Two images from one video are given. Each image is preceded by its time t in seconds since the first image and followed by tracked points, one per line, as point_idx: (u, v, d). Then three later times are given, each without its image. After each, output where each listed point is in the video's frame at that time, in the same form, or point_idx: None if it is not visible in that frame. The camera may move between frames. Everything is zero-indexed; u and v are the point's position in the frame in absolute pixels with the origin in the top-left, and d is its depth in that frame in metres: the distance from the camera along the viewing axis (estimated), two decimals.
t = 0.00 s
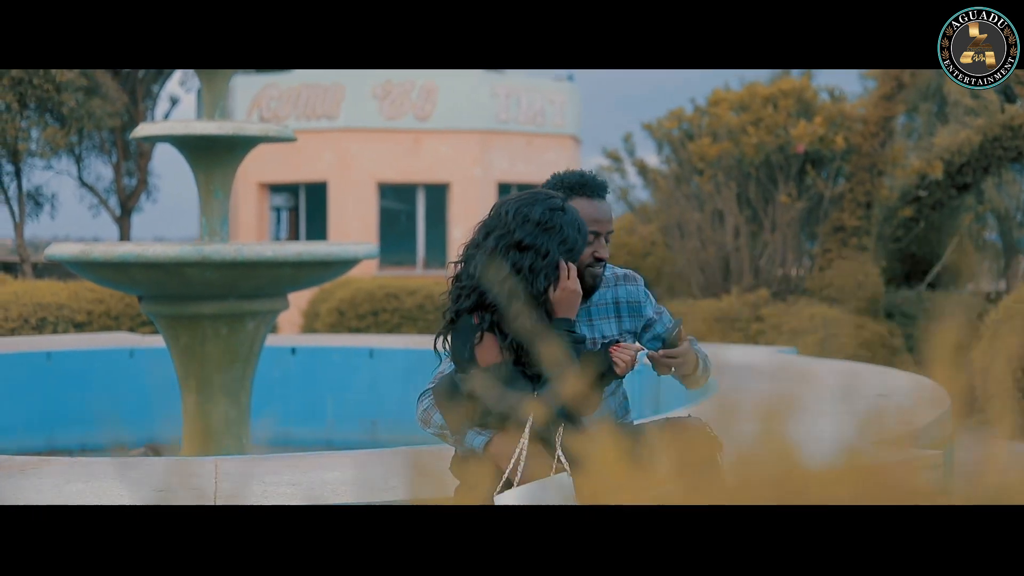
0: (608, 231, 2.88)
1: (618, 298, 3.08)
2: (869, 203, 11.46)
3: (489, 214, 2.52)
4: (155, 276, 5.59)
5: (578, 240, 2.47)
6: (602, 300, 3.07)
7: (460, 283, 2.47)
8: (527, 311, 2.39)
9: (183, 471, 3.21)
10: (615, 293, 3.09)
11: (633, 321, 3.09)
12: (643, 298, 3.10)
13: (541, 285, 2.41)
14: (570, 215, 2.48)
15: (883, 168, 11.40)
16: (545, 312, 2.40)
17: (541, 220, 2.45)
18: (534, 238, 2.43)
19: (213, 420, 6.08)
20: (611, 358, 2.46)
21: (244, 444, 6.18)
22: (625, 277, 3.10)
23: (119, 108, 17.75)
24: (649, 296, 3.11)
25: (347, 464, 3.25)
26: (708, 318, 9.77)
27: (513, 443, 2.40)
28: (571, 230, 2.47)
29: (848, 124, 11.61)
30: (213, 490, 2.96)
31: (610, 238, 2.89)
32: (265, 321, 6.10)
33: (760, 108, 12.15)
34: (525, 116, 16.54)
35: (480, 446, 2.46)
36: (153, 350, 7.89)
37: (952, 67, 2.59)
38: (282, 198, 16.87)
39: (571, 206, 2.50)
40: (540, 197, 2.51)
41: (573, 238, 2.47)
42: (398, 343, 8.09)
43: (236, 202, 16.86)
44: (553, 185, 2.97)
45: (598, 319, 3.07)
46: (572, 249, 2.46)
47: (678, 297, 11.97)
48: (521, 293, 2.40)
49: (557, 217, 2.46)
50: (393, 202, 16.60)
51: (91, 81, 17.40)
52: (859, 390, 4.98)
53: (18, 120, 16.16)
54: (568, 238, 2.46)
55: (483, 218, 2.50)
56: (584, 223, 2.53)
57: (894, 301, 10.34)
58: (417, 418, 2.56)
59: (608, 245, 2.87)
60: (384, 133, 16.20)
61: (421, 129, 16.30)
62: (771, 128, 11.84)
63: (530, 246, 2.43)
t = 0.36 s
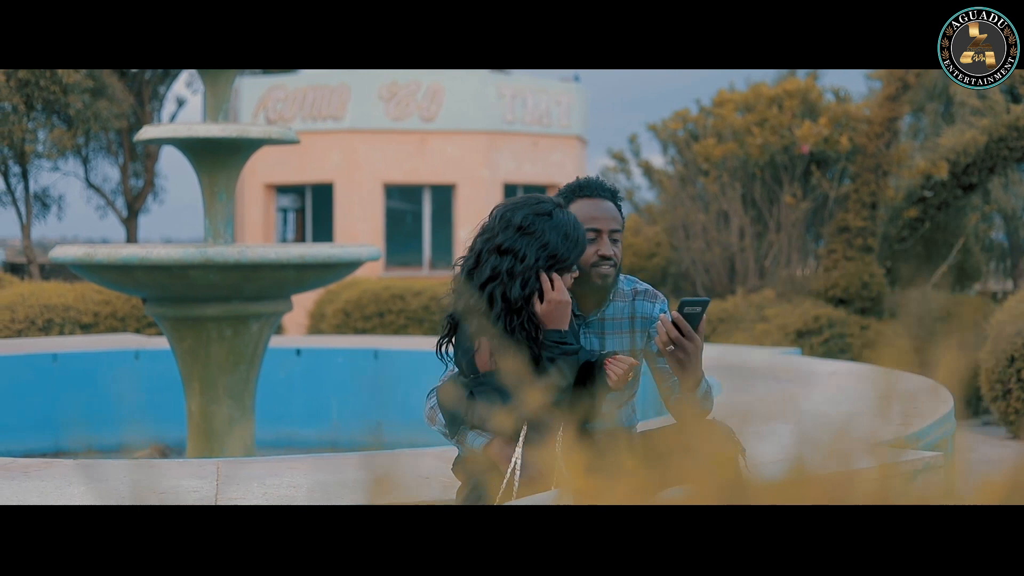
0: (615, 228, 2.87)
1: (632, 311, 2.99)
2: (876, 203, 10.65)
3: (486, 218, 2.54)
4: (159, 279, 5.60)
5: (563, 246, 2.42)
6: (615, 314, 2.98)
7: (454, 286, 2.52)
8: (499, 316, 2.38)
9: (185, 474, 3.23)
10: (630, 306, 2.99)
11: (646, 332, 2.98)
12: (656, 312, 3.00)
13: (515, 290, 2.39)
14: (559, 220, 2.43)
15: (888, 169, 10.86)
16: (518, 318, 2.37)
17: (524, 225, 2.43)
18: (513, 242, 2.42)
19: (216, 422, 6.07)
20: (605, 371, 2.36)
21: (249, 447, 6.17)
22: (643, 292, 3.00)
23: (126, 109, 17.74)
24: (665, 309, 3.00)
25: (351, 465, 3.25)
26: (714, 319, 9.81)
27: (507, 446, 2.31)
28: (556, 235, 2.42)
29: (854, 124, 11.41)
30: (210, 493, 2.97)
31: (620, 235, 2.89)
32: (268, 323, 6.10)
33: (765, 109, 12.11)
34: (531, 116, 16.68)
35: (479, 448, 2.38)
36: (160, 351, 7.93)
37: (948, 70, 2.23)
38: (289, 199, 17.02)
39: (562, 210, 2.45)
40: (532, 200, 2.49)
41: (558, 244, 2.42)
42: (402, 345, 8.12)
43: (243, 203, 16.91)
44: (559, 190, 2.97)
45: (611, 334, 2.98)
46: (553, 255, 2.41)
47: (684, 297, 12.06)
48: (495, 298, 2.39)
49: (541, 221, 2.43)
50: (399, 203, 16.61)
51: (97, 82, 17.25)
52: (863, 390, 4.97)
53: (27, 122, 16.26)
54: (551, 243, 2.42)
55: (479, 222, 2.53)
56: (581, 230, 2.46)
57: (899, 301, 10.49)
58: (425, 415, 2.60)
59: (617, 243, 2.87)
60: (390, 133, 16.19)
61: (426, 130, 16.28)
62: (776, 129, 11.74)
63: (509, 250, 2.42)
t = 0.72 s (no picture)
0: (635, 238, 2.84)
1: (645, 316, 2.96)
2: (882, 204, 11.13)
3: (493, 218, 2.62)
4: (165, 280, 5.62)
5: (541, 236, 2.41)
6: (627, 318, 2.96)
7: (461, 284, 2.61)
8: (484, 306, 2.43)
9: (187, 476, 3.21)
10: (642, 310, 2.97)
11: (658, 337, 2.96)
12: (670, 317, 2.97)
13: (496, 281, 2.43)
14: (539, 210, 2.44)
15: (895, 168, 11.17)
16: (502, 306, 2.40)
17: (508, 218, 2.48)
18: (495, 235, 2.47)
19: (221, 422, 6.08)
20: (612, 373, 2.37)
21: (254, 447, 6.18)
22: (657, 295, 2.98)
23: (134, 110, 17.78)
24: (678, 315, 2.97)
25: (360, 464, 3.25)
26: (719, 319, 9.79)
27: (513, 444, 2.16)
28: (535, 225, 2.43)
29: (860, 124, 11.49)
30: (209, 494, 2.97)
31: (639, 244, 2.86)
32: (273, 323, 6.11)
33: (771, 109, 12.12)
34: (538, 117, 16.66)
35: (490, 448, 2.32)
36: (165, 352, 7.94)
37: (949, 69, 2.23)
38: (296, 199, 16.96)
39: (546, 203, 2.46)
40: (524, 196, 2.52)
41: (537, 234, 2.42)
42: (408, 345, 8.14)
43: (250, 203, 16.96)
44: (582, 196, 2.94)
45: (624, 338, 2.96)
46: (532, 245, 2.42)
47: (690, 297, 12.08)
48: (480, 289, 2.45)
49: (523, 213, 2.46)
50: (407, 203, 16.61)
51: (105, 82, 17.10)
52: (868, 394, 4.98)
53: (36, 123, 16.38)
54: (530, 233, 2.42)
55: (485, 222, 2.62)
56: (567, 220, 2.44)
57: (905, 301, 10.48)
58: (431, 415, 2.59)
59: (635, 252, 2.85)
60: (399, 133, 16.24)
61: (433, 131, 16.29)
62: (783, 129, 11.71)
63: (493, 242, 2.47)
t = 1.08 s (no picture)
0: (643, 242, 2.86)
1: (651, 318, 2.95)
2: (890, 204, 10.89)
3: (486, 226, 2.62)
4: (171, 282, 5.64)
5: (537, 240, 2.45)
6: (633, 320, 2.95)
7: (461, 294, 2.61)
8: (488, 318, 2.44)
9: (192, 475, 3.25)
10: (648, 312, 2.96)
11: (664, 339, 2.96)
12: (676, 318, 2.96)
13: (497, 292, 2.44)
14: (531, 216, 2.47)
15: (902, 169, 10.99)
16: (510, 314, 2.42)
17: (501, 228, 2.49)
18: (490, 245, 2.49)
19: (227, 423, 6.09)
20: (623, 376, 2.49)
21: (260, 448, 6.19)
22: (663, 297, 2.97)
23: (143, 110, 17.81)
24: (684, 316, 2.97)
25: (364, 468, 3.29)
26: (726, 319, 9.77)
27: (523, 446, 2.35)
28: (531, 231, 2.46)
29: (867, 125, 11.48)
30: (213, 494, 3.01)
31: (647, 248, 2.88)
32: (279, 324, 6.12)
33: (778, 109, 12.09)
34: (546, 117, 16.67)
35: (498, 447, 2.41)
36: (171, 353, 7.94)
37: (951, 70, 2.43)
38: (304, 199, 17.02)
39: (536, 208, 2.49)
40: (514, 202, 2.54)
41: (533, 239, 2.45)
42: (414, 346, 8.16)
43: (259, 203, 17.00)
44: (591, 199, 2.96)
45: (631, 340, 2.95)
46: (531, 251, 2.44)
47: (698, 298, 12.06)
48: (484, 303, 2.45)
49: (515, 221, 2.48)
50: (415, 203, 16.61)
51: (114, 83, 17.26)
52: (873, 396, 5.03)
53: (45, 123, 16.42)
54: (525, 241, 2.45)
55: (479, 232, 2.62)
56: (561, 220, 2.48)
57: (913, 300, 10.47)
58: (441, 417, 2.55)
59: (643, 256, 2.87)
60: (405, 133, 16.21)
61: (441, 131, 16.30)
62: (790, 129, 11.74)
63: (489, 253, 2.49)
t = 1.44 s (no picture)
0: (634, 239, 2.86)
1: (645, 318, 2.96)
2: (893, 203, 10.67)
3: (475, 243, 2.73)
4: (170, 282, 5.64)
5: (529, 264, 2.60)
6: (627, 320, 2.95)
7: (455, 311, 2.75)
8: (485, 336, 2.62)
9: (189, 475, 3.26)
10: (643, 312, 2.96)
11: (658, 339, 2.96)
12: (670, 319, 2.96)
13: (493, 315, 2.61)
14: (522, 240, 2.62)
15: (904, 169, 10.84)
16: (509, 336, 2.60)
17: (493, 252, 2.64)
18: (484, 271, 2.64)
19: (227, 423, 6.09)
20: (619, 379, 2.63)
21: (260, 448, 6.19)
22: (657, 297, 2.97)
23: (146, 110, 17.80)
24: (678, 317, 2.97)
25: (364, 465, 3.33)
26: (728, 318, 9.77)
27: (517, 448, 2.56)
28: (523, 256, 2.61)
29: (869, 125, 11.30)
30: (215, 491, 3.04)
31: (638, 245, 2.88)
32: (278, 324, 6.13)
33: (780, 109, 12.02)
34: (548, 116, 16.67)
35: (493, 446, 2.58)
36: (173, 353, 7.96)
37: (951, 68, 2.64)
38: (307, 199, 17.01)
39: (525, 229, 2.63)
40: (501, 220, 2.67)
41: (526, 264, 2.61)
42: (414, 346, 8.20)
43: (262, 203, 17.00)
44: (580, 199, 2.97)
45: (625, 340, 2.96)
46: (525, 275, 2.61)
47: (699, 298, 12.03)
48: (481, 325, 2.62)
49: (506, 245, 2.62)
50: (417, 202, 16.62)
51: (116, 83, 17.23)
52: (871, 396, 5.06)
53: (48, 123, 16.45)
54: (518, 265, 2.61)
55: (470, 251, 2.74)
56: (550, 238, 2.63)
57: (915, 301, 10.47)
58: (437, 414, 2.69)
59: (635, 253, 2.87)
60: (407, 133, 16.20)
61: (444, 131, 16.29)
62: (791, 129, 11.66)
63: (484, 279, 2.64)
